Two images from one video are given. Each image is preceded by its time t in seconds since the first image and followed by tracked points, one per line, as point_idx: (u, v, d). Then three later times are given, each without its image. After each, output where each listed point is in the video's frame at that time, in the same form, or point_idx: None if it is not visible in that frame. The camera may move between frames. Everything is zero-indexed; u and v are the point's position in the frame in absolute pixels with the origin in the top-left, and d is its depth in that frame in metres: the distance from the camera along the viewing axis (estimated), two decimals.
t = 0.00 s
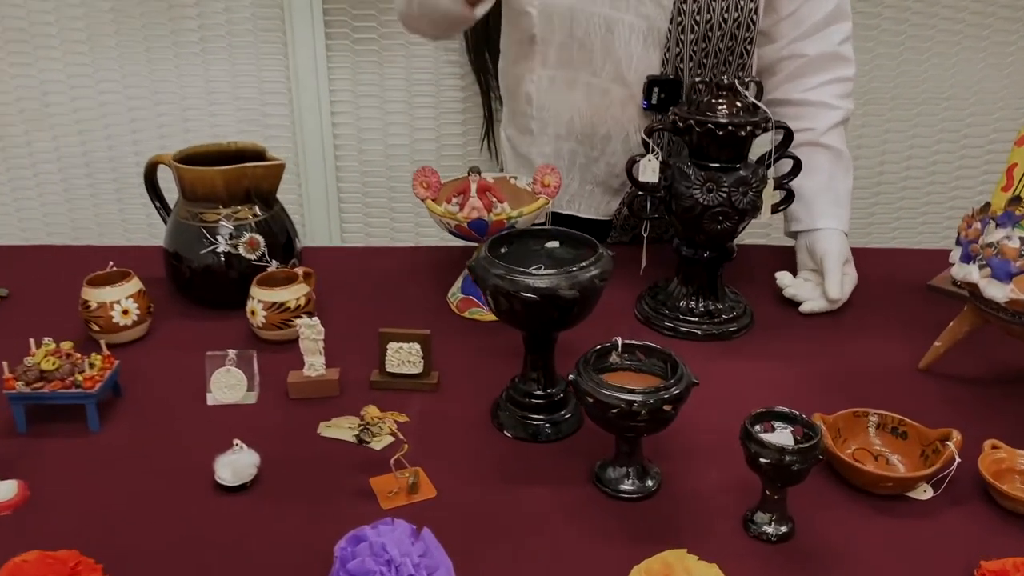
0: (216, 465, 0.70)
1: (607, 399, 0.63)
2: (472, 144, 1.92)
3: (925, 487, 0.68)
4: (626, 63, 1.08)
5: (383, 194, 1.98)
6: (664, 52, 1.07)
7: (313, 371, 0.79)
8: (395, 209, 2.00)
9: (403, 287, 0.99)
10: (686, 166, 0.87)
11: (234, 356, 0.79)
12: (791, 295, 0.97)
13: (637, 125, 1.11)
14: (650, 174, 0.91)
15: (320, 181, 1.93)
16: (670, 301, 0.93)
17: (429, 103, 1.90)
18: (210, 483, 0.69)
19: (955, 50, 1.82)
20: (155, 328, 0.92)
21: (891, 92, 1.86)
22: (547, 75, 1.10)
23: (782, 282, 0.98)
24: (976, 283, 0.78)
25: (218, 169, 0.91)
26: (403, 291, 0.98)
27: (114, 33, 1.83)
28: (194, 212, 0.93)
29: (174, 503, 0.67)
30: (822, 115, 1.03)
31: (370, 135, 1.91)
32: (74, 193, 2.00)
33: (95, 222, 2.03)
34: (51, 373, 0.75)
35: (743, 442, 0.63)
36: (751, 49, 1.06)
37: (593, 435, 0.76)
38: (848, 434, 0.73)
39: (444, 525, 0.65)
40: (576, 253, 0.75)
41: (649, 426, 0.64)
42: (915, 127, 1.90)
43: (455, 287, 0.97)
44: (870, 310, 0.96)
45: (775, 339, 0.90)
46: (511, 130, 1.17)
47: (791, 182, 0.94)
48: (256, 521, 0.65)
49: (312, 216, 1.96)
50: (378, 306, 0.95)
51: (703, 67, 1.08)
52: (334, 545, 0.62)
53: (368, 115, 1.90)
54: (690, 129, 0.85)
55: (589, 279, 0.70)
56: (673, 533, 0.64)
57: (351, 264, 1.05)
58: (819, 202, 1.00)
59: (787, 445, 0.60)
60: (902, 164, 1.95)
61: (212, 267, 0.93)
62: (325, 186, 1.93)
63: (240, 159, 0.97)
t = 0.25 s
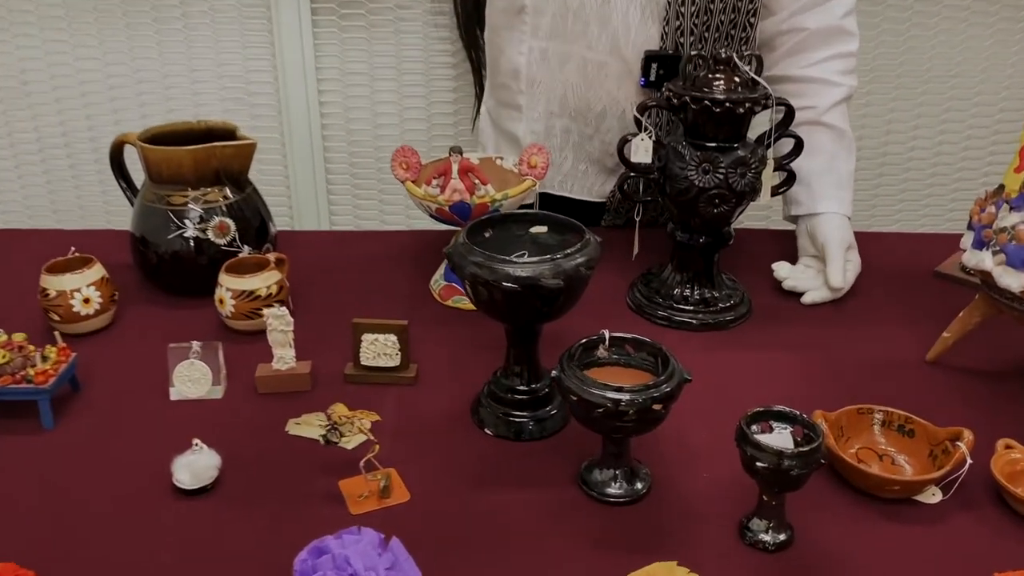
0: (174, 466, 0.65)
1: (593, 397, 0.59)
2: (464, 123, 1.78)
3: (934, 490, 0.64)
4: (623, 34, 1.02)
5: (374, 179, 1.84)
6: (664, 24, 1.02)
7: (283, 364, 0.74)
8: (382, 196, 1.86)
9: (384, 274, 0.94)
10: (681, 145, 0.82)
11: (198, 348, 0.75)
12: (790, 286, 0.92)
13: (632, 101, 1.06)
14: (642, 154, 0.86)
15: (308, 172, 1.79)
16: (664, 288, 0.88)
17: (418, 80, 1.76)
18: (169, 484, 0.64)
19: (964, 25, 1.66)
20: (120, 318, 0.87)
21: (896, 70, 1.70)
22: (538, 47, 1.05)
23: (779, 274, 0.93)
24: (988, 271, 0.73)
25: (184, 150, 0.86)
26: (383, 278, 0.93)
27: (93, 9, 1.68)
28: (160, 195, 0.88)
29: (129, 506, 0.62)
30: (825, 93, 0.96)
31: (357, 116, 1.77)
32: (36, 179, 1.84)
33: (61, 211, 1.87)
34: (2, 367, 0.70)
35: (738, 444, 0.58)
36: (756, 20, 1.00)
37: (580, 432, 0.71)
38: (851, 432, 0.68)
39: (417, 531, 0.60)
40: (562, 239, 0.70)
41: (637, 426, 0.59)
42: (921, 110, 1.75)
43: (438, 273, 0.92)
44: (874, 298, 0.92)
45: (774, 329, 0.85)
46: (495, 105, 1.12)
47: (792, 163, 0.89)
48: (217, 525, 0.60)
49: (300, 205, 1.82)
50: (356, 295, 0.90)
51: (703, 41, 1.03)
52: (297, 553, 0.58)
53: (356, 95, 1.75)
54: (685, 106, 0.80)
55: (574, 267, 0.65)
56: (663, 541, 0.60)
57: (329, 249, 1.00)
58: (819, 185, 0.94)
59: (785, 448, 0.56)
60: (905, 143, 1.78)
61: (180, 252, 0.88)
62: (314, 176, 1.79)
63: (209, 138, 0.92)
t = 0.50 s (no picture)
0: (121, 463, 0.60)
1: (569, 389, 0.54)
2: (454, 99, 1.66)
3: (938, 486, 0.59)
4: None
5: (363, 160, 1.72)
6: None
7: (244, 351, 0.70)
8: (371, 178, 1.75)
9: (358, 254, 0.89)
10: (670, 116, 0.76)
11: (152, 334, 0.70)
12: (784, 263, 0.87)
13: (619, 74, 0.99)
14: (629, 126, 0.82)
15: (292, 149, 1.69)
16: (653, 269, 0.84)
17: (406, 52, 1.64)
18: (116, 481, 0.60)
19: None
20: (77, 300, 0.82)
21: (901, 42, 1.62)
22: (518, 15, 1.01)
23: (774, 248, 0.88)
24: (1000, 251, 0.68)
25: (144, 123, 0.81)
26: (357, 258, 0.88)
27: None
28: (119, 169, 0.83)
29: (71, 506, 0.58)
30: (827, 62, 0.90)
31: (343, 90, 1.66)
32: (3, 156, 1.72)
33: (29, 185, 1.75)
34: None
35: (726, 439, 0.54)
36: None
37: (560, 423, 0.66)
38: (849, 423, 0.63)
39: (381, 531, 0.56)
40: (541, 217, 0.65)
41: (617, 419, 0.55)
42: (925, 85, 1.68)
43: (415, 253, 0.87)
44: (876, 279, 0.87)
45: (769, 313, 0.81)
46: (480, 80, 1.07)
47: (789, 136, 0.84)
48: (165, 527, 0.56)
49: (284, 182, 1.73)
50: (327, 276, 0.85)
51: (693, 9, 0.96)
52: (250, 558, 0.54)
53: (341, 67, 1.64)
54: (674, 74, 0.75)
55: (551, 247, 0.60)
56: (646, 544, 0.55)
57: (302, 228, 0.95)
58: (819, 156, 0.89)
59: (777, 443, 0.51)
60: (909, 119, 1.72)
61: (141, 231, 0.83)
62: (299, 153, 1.69)
63: (173, 110, 0.87)
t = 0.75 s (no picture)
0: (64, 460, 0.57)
1: (538, 382, 0.50)
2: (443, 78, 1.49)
3: (933, 484, 0.56)
4: None
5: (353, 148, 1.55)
6: None
7: (202, 340, 0.66)
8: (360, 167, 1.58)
9: (329, 238, 0.85)
10: (654, 92, 0.72)
11: (105, 322, 0.66)
12: (769, 252, 0.83)
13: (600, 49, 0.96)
14: (611, 103, 0.76)
15: (276, 117, 1.51)
16: (637, 254, 0.80)
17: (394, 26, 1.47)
18: (59, 480, 0.56)
19: None
20: (32, 286, 0.78)
21: (899, 18, 1.50)
22: None
23: (761, 237, 0.84)
24: (1001, 234, 0.64)
25: (101, 98, 0.77)
26: (328, 242, 0.84)
27: None
28: (76, 148, 0.79)
29: (10, 505, 0.54)
30: (817, 43, 0.86)
31: (328, 64, 1.48)
32: None
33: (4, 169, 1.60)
34: None
35: (706, 437, 0.50)
36: None
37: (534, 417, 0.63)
38: (839, 418, 0.60)
39: (339, 532, 0.52)
40: (513, 198, 0.61)
41: (590, 415, 0.51)
42: (924, 65, 1.55)
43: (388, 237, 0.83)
44: (871, 264, 0.83)
45: (758, 299, 0.77)
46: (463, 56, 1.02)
47: (779, 114, 0.80)
48: (109, 527, 0.53)
49: (267, 157, 1.55)
50: (296, 261, 0.81)
51: None
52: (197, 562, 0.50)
53: (326, 44, 1.47)
54: (658, 47, 0.71)
55: (521, 230, 0.56)
56: (620, 548, 0.52)
57: (272, 210, 0.91)
58: (806, 141, 0.85)
59: (760, 442, 0.48)
60: (908, 99, 1.59)
61: (100, 212, 0.79)
62: (282, 122, 1.51)
63: (134, 85, 0.83)
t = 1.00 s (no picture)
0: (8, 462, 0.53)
1: (512, 382, 0.46)
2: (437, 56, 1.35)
3: (938, 488, 0.52)
4: None
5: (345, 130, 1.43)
6: None
7: (162, 332, 0.62)
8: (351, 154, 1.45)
9: (303, 224, 0.81)
10: (643, 68, 0.68)
11: (58, 313, 0.62)
12: (764, 240, 0.79)
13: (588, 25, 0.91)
14: (598, 79, 0.72)
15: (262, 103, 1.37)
16: (626, 241, 0.75)
17: None
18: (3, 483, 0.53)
19: None
20: None
21: None
22: None
23: (753, 225, 0.80)
24: (1011, 220, 0.60)
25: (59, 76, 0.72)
26: (302, 228, 0.80)
27: None
28: (34, 128, 0.75)
29: None
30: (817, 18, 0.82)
31: (315, 34, 1.35)
32: None
33: None
34: None
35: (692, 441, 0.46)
36: None
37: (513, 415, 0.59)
38: (837, 416, 0.56)
39: (301, 540, 0.49)
40: (491, 181, 0.57)
41: (568, 416, 0.47)
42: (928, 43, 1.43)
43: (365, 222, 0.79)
44: (871, 252, 0.79)
45: (752, 288, 0.73)
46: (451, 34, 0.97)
47: (776, 93, 0.75)
48: (55, 535, 0.49)
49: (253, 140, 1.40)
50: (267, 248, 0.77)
51: None
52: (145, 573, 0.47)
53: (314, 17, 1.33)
54: (647, 21, 0.66)
55: (496, 216, 0.52)
56: (600, 559, 0.48)
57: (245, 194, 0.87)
58: (803, 123, 0.81)
59: (750, 447, 0.44)
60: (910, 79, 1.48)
61: (59, 196, 0.75)
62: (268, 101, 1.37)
63: (96, 62, 0.78)
